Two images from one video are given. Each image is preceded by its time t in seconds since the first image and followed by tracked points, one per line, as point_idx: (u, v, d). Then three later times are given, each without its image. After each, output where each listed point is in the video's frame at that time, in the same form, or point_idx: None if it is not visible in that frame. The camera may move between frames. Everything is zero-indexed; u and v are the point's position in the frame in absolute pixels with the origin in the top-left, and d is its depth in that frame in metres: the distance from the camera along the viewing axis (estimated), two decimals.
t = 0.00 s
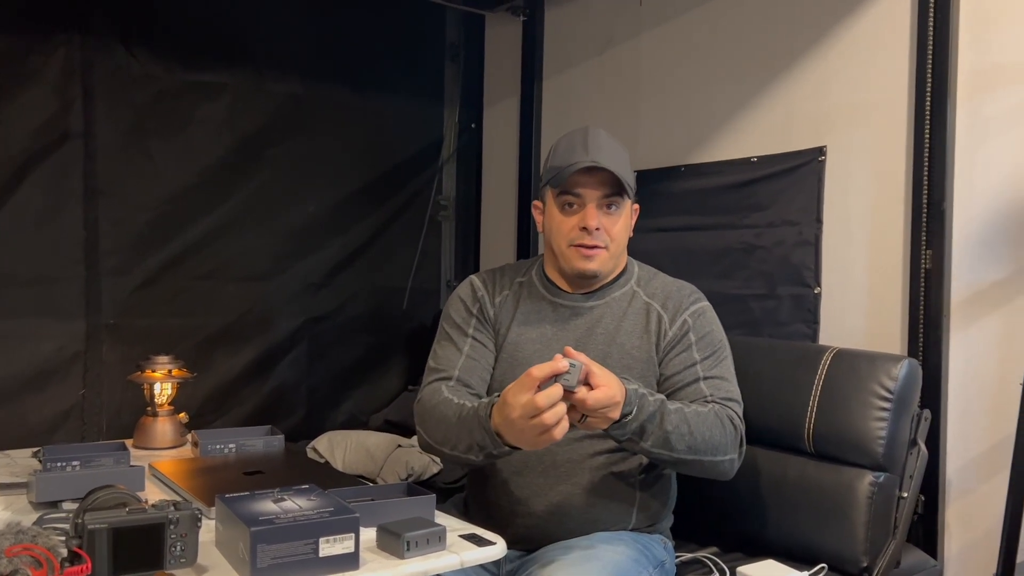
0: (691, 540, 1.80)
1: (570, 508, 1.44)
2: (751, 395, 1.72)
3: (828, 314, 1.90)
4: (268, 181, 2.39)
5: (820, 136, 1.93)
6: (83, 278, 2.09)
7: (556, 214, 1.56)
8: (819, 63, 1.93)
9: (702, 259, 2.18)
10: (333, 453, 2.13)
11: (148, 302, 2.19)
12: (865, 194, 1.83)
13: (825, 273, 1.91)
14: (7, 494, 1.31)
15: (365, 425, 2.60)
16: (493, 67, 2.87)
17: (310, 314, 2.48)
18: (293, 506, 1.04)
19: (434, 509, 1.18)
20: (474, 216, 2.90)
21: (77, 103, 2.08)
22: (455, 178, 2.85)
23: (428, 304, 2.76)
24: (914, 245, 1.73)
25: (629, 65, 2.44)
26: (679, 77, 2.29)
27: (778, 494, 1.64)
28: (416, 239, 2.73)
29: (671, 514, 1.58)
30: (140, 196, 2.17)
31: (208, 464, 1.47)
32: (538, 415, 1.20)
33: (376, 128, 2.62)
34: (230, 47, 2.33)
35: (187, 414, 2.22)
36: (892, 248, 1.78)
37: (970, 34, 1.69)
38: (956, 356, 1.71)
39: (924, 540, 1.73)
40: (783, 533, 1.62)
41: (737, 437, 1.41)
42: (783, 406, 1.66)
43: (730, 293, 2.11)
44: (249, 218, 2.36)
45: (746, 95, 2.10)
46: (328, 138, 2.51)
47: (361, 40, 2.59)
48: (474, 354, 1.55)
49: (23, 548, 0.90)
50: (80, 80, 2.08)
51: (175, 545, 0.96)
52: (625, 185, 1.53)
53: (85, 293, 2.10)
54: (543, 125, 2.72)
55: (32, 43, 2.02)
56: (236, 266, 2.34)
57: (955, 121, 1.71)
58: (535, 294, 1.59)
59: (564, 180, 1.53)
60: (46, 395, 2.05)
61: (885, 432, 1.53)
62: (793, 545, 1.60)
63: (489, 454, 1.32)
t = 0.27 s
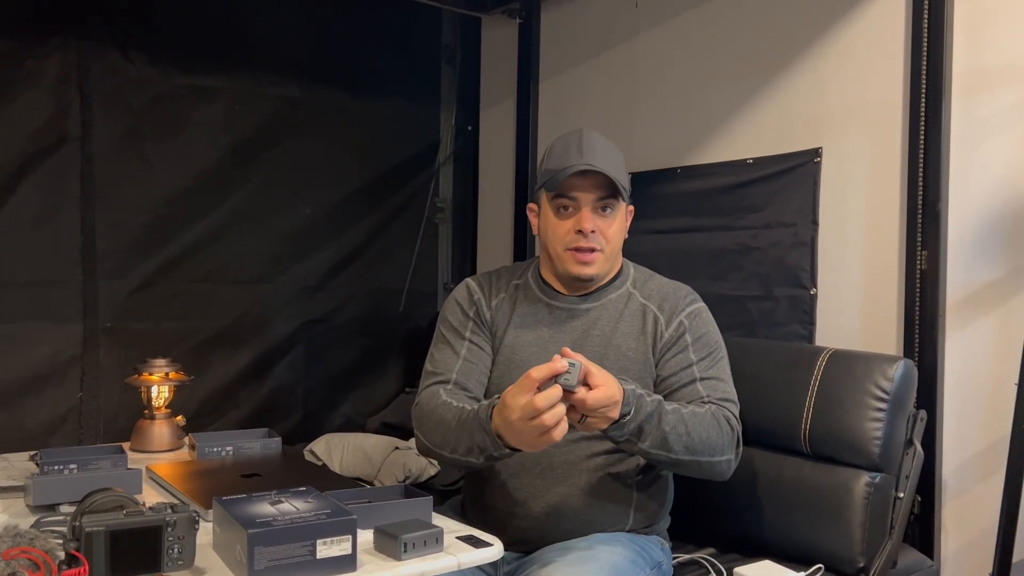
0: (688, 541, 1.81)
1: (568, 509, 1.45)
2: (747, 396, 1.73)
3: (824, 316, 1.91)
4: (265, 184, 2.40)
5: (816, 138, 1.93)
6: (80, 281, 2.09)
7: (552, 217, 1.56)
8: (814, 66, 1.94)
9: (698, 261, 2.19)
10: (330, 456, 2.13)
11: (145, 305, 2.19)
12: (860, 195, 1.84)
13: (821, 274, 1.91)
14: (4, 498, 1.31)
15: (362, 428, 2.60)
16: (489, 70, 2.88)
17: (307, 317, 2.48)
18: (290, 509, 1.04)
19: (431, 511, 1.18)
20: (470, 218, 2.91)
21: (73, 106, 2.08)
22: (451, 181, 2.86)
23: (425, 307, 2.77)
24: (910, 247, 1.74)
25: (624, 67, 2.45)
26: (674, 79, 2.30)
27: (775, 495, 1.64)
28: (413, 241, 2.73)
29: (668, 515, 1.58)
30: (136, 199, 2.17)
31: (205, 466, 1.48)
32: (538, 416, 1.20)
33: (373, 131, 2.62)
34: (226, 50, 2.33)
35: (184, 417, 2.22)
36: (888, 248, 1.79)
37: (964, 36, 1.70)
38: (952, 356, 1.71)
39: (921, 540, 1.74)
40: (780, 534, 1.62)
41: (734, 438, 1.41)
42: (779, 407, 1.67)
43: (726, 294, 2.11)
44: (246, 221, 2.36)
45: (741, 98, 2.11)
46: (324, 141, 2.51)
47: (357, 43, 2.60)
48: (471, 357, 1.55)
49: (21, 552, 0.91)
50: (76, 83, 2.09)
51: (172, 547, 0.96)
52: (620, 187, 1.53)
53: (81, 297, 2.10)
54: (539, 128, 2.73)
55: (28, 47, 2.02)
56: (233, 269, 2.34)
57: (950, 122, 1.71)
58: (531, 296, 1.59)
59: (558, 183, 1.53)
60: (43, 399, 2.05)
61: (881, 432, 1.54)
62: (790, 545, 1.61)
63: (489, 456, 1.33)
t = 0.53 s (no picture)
0: (685, 541, 1.81)
1: (566, 510, 1.45)
2: (744, 397, 1.73)
3: (821, 316, 1.91)
4: (262, 186, 2.40)
5: (812, 139, 1.94)
6: (77, 283, 2.09)
7: (546, 220, 1.56)
8: (810, 66, 1.95)
9: (695, 262, 2.19)
10: (328, 458, 2.13)
11: (142, 307, 2.19)
12: (857, 195, 1.84)
13: (817, 275, 1.92)
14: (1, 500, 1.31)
15: (359, 430, 2.60)
16: (485, 72, 2.88)
17: (304, 319, 2.48)
18: (288, 509, 1.04)
19: (428, 511, 1.18)
20: (467, 220, 2.91)
21: (70, 108, 2.08)
22: (448, 182, 2.86)
23: (422, 308, 2.77)
24: (906, 247, 1.74)
25: (621, 68, 2.45)
26: (671, 80, 2.30)
27: (773, 495, 1.65)
28: (410, 243, 2.73)
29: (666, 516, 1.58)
30: (133, 201, 2.17)
31: (203, 468, 1.47)
32: (529, 415, 1.21)
33: (370, 133, 2.63)
34: (223, 52, 2.33)
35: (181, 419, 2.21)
36: (884, 248, 1.80)
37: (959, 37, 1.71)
38: (948, 356, 1.72)
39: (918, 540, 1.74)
40: (777, 534, 1.62)
41: (732, 439, 1.42)
42: (777, 407, 1.67)
43: (723, 295, 2.11)
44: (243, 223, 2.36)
45: (737, 99, 2.11)
46: (321, 142, 2.52)
47: (354, 44, 2.60)
48: (467, 359, 1.55)
49: (19, 553, 0.91)
50: (73, 85, 2.09)
51: (170, 548, 0.96)
52: (613, 188, 1.53)
53: (78, 299, 2.09)
54: (536, 129, 2.73)
55: (25, 49, 2.02)
56: (230, 271, 2.34)
57: (945, 122, 1.72)
58: (528, 297, 1.59)
59: (552, 187, 1.53)
60: (40, 401, 2.05)
61: (878, 432, 1.54)
62: (787, 545, 1.61)
63: (483, 454, 1.33)
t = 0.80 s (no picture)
0: (683, 542, 1.81)
1: (563, 510, 1.45)
2: (741, 397, 1.73)
3: (818, 317, 1.92)
4: (259, 188, 2.40)
5: (808, 140, 1.95)
6: (73, 285, 2.09)
7: (541, 222, 1.56)
8: (806, 68, 1.95)
9: (692, 263, 2.19)
10: (325, 459, 2.12)
11: (139, 310, 2.19)
12: (853, 196, 1.85)
13: (814, 275, 1.92)
14: None
15: (357, 432, 2.60)
16: (482, 73, 2.88)
17: (302, 321, 2.48)
18: (285, 511, 1.04)
19: (426, 513, 1.19)
20: (465, 222, 2.91)
21: (66, 110, 2.08)
22: (445, 184, 2.86)
23: (419, 310, 2.77)
24: (902, 247, 1.74)
25: (618, 69, 2.46)
26: (667, 81, 2.30)
27: (770, 495, 1.65)
28: (407, 245, 2.74)
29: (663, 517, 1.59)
30: (130, 203, 2.17)
31: (200, 470, 1.48)
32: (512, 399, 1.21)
33: (367, 134, 2.63)
34: (220, 54, 2.33)
35: (178, 421, 2.21)
36: (880, 249, 1.80)
37: (954, 38, 1.72)
38: (944, 356, 1.72)
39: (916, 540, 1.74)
40: (774, 535, 1.63)
41: (732, 440, 1.42)
42: (774, 408, 1.67)
43: (720, 296, 2.12)
44: (240, 225, 2.36)
45: (734, 100, 2.12)
46: (318, 144, 2.52)
47: (351, 46, 2.60)
48: (461, 359, 1.56)
49: (15, 555, 0.90)
50: (70, 87, 2.09)
51: (167, 550, 0.96)
52: (607, 190, 1.53)
53: (75, 301, 2.09)
54: (533, 130, 2.74)
55: (21, 51, 2.02)
56: (227, 273, 2.34)
57: (941, 123, 1.72)
58: (525, 298, 1.60)
59: (546, 190, 1.53)
60: (36, 403, 2.05)
61: (874, 432, 1.54)
62: (785, 546, 1.61)
63: (468, 441, 1.33)
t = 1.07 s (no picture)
0: (678, 543, 1.81)
1: (558, 511, 1.45)
2: (736, 398, 1.74)
3: (813, 317, 1.93)
4: (256, 189, 2.40)
5: (804, 142, 1.95)
6: (69, 287, 2.09)
7: (541, 223, 1.57)
8: (802, 69, 1.96)
9: (688, 264, 2.20)
10: (321, 461, 2.12)
11: (135, 311, 2.19)
12: (848, 197, 1.86)
13: (809, 276, 1.93)
14: None
15: (353, 433, 2.60)
16: (479, 75, 2.89)
17: (298, 322, 2.48)
18: (280, 512, 1.05)
19: (420, 514, 1.19)
20: (461, 224, 2.92)
21: (63, 112, 2.08)
22: (442, 186, 2.86)
23: (415, 311, 2.77)
24: (897, 249, 1.75)
25: (614, 71, 2.46)
26: (663, 83, 2.31)
27: (765, 495, 1.65)
28: (404, 246, 2.74)
29: (659, 518, 1.59)
30: (126, 205, 2.17)
31: (196, 471, 1.48)
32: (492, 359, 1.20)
33: (363, 136, 2.63)
34: (217, 56, 2.33)
35: (174, 423, 2.21)
36: (875, 251, 1.80)
37: (948, 40, 1.72)
38: (939, 358, 1.73)
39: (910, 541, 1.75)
40: (769, 535, 1.63)
41: (728, 442, 1.42)
42: (769, 409, 1.68)
43: (715, 297, 2.12)
44: (236, 227, 2.36)
45: (730, 101, 2.12)
46: (315, 146, 2.52)
47: (348, 48, 2.60)
48: (452, 354, 1.58)
49: (10, 556, 0.90)
50: (65, 89, 2.08)
51: (162, 551, 0.96)
52: (608, 196, 1.53)
53: (71, 302, 2.09)
54: (529, 132, 2.74)
55: (17, 53, 2.02)
56: (224, 275, 2.34)
57: (935, 124, 1.73)
58: (521, 299, 1.60)
59: (548, 191, 1.53)
60: (32, 405, 2.04)
61: (869, 434, 1.54)
62: (780, 546, 1.61)
63: (448, 417, 1.33)
